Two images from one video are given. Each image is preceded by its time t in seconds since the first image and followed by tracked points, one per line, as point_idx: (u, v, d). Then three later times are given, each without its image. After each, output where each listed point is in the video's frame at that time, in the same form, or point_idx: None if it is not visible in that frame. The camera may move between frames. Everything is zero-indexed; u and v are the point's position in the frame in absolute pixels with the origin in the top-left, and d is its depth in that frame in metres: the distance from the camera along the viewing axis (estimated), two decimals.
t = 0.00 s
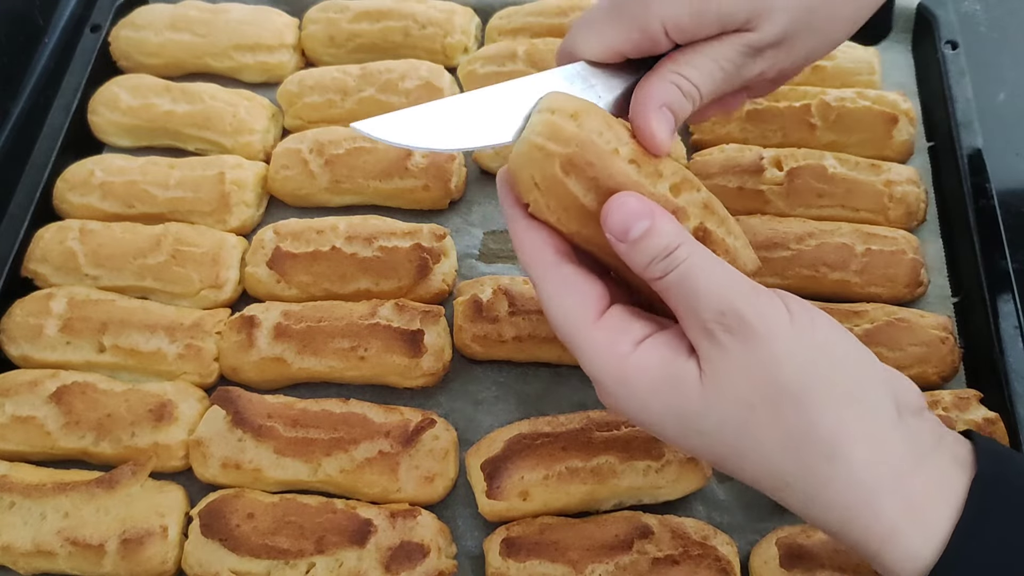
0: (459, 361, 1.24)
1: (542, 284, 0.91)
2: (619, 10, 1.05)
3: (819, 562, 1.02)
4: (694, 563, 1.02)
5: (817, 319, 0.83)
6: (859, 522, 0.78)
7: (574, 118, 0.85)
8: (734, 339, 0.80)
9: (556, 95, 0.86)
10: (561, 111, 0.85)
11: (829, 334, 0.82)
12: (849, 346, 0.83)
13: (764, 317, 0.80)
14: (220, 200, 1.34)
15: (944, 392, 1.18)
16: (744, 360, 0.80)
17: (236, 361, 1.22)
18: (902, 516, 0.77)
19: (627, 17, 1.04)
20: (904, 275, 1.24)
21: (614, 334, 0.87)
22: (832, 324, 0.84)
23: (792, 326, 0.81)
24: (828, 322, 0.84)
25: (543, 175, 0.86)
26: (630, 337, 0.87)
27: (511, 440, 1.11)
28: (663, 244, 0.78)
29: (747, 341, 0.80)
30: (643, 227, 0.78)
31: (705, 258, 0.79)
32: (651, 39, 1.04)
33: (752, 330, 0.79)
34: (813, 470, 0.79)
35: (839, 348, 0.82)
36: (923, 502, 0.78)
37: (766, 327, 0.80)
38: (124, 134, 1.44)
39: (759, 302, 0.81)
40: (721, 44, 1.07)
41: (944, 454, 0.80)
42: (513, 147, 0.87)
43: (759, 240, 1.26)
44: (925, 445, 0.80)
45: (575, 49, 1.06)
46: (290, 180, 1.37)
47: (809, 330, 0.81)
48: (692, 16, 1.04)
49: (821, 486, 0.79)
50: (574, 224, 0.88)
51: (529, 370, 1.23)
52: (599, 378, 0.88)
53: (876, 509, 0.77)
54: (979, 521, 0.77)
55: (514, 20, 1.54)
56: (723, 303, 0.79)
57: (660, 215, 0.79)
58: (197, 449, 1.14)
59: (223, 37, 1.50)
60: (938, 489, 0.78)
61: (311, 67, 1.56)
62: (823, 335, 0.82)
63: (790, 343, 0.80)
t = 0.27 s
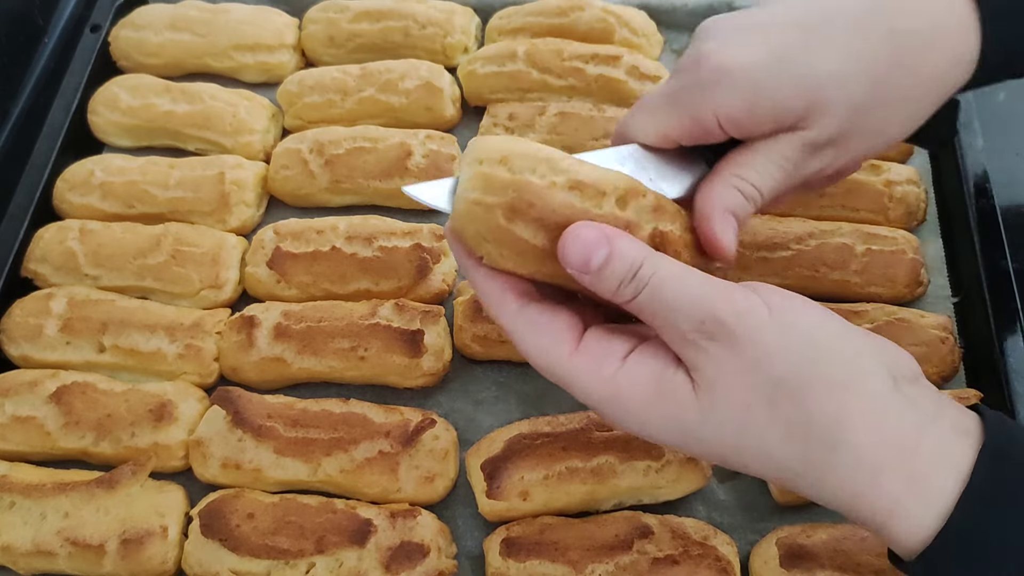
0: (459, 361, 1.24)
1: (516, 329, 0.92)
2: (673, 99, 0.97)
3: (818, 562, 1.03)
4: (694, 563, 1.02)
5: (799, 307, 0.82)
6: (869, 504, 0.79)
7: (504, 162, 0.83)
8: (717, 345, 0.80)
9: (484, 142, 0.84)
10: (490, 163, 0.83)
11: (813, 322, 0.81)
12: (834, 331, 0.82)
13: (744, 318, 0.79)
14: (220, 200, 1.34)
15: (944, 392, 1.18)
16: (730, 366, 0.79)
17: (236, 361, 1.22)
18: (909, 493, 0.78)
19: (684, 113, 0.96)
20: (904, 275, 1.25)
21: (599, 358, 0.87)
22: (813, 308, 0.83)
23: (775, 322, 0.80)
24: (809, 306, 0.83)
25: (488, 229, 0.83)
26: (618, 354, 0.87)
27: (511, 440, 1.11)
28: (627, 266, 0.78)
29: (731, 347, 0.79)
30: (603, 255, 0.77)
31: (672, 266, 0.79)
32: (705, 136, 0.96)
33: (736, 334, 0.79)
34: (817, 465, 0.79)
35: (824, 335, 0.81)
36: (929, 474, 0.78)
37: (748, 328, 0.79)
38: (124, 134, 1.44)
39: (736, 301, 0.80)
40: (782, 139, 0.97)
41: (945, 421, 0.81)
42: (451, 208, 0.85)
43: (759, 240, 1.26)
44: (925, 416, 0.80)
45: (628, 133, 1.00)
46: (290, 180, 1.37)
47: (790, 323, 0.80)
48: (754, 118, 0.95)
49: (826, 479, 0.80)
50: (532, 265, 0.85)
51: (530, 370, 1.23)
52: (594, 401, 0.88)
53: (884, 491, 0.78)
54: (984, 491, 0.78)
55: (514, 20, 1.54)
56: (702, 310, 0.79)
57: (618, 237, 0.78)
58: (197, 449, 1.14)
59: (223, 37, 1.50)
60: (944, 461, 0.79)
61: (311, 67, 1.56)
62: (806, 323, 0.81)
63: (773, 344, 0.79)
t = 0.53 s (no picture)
0: (459, 360, 1.24)
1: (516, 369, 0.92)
2: (719, 164, 0.98)
3: (818, 561, 1.02)
4: (694, 563, 1.02)
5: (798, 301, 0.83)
6: (886, 478, 0.84)
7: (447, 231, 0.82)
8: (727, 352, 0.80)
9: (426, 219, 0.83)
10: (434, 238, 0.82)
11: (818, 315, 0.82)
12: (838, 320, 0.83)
13: (752, 320, 0.80)
14: (220, 200, 1.34)
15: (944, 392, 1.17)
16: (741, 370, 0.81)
17: (236, 361, 1.22)
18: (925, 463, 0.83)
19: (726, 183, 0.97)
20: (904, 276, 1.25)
21: (601, 366, 0.86)
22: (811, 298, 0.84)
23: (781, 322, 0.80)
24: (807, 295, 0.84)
25: (463, 301, 0.82)
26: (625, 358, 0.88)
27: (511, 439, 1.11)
28: (611, 300, 0.77)
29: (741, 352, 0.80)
30: (583, 298, 0.77)
31: (658, 279, 0.78)
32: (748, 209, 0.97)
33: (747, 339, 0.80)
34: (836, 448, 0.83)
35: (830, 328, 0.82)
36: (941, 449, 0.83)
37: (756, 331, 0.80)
38: (124, 134, 1.44)
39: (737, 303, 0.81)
40: (820, 212, 0.97)
41: (954, 395, 0.85)
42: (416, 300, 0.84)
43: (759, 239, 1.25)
44: (932, 389, 0.84)
45: (671, 191, 1.01)
46: (290, 180, 1.37)
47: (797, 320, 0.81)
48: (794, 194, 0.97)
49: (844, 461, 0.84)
50: (514, 319, 0.84)
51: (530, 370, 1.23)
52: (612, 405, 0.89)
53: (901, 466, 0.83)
54: (997, 463, 0.82)
55: (514, 20, 1.54)
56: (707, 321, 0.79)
57: (590, 272, 0.77)
58: (197, 450, 1.14)
59: (223, 36, 1.50)
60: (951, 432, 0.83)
61: (311, 66, 1.56)
62: (810, 316, 0.81)
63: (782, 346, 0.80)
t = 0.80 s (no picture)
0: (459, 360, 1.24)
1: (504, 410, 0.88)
2: (768, 176, 0.97)
3: (818, 561, 1.02)
4: (694, 563, 1.02)
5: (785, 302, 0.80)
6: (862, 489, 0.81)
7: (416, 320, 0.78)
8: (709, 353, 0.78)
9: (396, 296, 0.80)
10: (404, 330, 0.78)
11: (801, 319, 0.79)
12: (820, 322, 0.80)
13: (732, 322, 0.78)
14: (220, 200, 1.34)
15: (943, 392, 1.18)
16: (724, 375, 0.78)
17: (236, 361, 1.22)
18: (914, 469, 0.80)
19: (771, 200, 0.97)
20: (903, 276, 1.25)
21: (586, 388, 0.84)
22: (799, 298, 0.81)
23: (764, 320, 0.78)
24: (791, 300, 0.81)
25: (443, 388, 0.81)
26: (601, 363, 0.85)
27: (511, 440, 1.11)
28: (595, 307, 0.76)
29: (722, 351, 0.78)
30: (568, 307, 0.76)
31: (640, 287, 0.77)
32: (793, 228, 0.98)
33: (721, 340, 0.77)
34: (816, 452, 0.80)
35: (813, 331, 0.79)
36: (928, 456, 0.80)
37: (734, 327, 0.78)
38: (124, 134, 1.44)
39: (714, 307, 0.78)
40: (867, 219, 0.97)
41: (932, 397, 0.81)
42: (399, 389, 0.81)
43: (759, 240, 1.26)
44: (915, 394, 0.80)
45: (714, 199, 1.02)
46: (290, 180, 1.37)
47: (772, 320, 0.79)
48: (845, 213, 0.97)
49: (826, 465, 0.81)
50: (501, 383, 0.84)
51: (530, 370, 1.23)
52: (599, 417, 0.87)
53: (881, 477, 0.79)
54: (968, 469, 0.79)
55: (514, 20, 1.54)
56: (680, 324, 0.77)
57: (577, 279, 0.77)
58: (197, 449, 1.14)
59: (223, 37, 1.50)
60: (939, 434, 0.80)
61: (311, 66, 1.56)
62: (789, 318, 0.79)
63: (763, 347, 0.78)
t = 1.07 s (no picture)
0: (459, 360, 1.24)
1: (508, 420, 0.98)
2: (831, 76, 1.09)
3: (819, 562, 1.02)
4: (694, 563, 1.02)
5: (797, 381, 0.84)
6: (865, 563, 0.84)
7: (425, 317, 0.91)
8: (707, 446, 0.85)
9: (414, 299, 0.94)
10: (420, 329, 0.92)
11: (811, 437, 0.81)
12: (830, 421, 0.83)
13: (747, 411, 0.81)
14: (220, 200, 1.34)
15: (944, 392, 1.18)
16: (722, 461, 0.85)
17: (236, 361, 1.22)
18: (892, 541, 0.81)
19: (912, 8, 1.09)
20: (904, 275, 1.24)
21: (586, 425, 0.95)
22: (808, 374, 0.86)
23: (778, 401, 0.82)
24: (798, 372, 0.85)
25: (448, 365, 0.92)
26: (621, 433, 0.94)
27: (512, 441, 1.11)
28: (610, 360, 0.81)
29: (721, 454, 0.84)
30: (584, 355, 0.82)
31: (658, 349, 0.81)
32: (844, 81, 1.08)
33: (730, 450, 0.84)
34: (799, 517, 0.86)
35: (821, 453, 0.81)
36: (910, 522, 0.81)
37: (747, 455, 0.83)
38: (124, 134, 1.44)
39: (728, 371, 0.83)
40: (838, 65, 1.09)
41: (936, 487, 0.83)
42: (409, 374, 0.94)
43: (759, 240, 1.27)
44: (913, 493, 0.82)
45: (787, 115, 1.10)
46: (290, 180, 1.37)
47: (794, 437, 0.81)
48: (895, 50, 1.09)
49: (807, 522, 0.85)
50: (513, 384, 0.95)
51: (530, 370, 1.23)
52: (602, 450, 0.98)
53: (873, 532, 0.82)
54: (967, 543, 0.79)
55: (514, 20, 1.54)
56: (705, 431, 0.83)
57: (596, 332, 0.82)
58: (197, 450, 1.14)
59: (223, 37, 1.50)
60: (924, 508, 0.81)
61: (311, 66, 1.56)
62: (796, 403, 0.82)
63: (760, 472, 0.84)
